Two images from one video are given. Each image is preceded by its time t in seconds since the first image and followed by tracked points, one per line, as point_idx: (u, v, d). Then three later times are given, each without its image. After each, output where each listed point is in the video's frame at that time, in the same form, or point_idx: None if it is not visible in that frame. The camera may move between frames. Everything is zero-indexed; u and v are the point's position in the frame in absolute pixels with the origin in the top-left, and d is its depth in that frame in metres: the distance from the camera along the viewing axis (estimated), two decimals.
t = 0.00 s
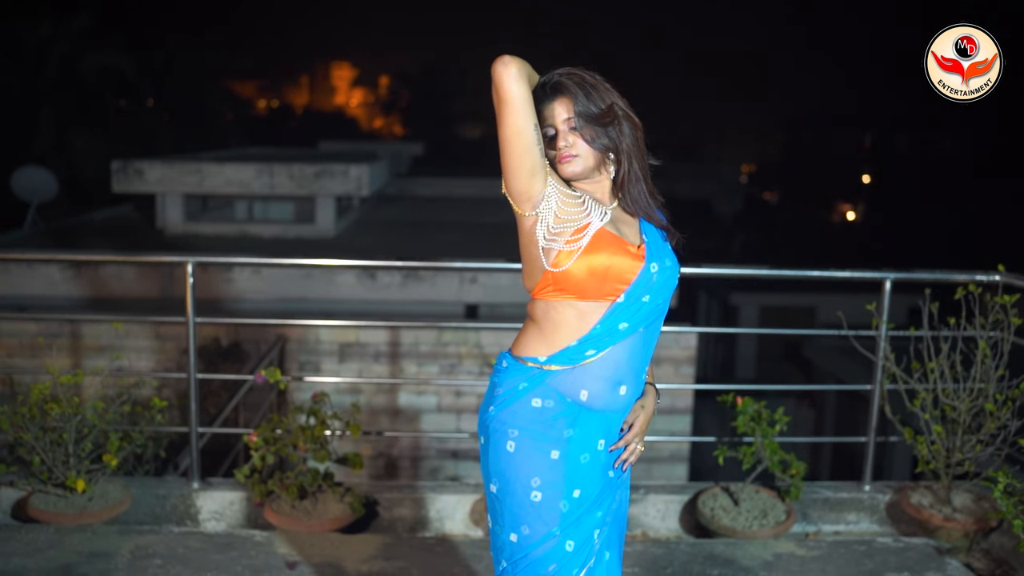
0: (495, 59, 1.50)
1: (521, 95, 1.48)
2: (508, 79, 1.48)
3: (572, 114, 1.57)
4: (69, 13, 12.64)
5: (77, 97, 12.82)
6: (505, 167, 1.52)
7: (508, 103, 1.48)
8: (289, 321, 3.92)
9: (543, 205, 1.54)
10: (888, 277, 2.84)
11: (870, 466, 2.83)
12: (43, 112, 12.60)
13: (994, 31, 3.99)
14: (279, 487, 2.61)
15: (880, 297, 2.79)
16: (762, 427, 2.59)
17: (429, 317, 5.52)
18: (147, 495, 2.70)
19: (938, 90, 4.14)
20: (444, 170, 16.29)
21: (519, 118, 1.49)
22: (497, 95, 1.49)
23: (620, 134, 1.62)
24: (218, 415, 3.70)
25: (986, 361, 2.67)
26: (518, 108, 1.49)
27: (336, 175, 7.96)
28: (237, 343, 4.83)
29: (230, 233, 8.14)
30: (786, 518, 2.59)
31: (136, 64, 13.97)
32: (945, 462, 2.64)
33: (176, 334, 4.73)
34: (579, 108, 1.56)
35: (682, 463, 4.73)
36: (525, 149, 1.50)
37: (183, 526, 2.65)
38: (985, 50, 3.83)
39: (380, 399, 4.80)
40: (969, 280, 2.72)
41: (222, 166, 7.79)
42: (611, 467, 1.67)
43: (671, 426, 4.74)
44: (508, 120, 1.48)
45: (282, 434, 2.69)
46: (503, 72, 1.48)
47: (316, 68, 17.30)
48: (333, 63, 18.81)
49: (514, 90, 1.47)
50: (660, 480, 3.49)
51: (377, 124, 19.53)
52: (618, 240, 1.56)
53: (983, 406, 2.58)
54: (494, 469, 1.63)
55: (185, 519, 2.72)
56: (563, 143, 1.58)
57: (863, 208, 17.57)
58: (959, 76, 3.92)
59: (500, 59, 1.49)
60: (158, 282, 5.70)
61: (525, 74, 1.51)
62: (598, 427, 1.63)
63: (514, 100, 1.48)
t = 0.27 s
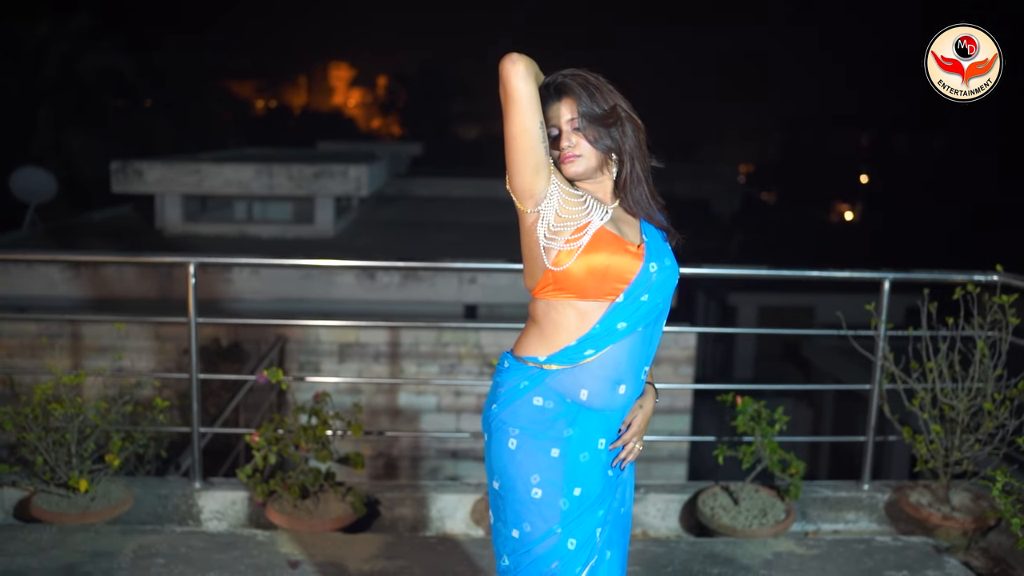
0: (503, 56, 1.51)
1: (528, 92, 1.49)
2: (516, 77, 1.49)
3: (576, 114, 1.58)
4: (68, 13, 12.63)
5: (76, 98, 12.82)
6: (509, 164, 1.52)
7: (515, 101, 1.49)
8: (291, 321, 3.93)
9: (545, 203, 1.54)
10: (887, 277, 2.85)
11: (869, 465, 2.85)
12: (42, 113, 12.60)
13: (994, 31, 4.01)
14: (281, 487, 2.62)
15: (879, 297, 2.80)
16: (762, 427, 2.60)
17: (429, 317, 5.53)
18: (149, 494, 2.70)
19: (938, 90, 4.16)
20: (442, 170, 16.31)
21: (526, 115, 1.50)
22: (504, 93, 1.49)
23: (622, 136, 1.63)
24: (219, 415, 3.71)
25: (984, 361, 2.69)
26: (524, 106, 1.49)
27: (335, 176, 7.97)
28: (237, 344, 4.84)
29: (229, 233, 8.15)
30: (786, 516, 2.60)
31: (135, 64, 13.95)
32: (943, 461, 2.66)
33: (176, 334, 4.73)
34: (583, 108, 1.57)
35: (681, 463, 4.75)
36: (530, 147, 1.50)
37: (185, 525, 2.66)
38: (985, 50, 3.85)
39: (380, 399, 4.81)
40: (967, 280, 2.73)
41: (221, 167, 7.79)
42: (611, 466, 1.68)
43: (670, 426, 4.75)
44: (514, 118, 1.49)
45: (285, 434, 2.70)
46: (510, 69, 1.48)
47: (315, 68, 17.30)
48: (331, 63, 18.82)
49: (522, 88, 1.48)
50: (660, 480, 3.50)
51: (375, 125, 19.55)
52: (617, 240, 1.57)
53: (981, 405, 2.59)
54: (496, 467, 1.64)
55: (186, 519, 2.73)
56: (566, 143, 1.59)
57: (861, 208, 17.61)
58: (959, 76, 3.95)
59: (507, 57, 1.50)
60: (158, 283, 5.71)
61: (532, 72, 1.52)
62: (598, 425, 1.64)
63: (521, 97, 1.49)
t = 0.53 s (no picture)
0: (507, 53, 1.52)
1: (532, 90, 1.50)
2: (520, 75, 1.50)
3: (577, 115, 1.59)
4: (65, 13, 12.62)
5: (73, 97, 12.78)
6: (510, 160, 1.53)
7: (518, 98, 1.50)
8: (292, 321, 3.94)
9: (545, 201, 1.55)
10: (885, 276, 2.87)
11: (866, 463, 2.86)
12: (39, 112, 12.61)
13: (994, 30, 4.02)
14: (283, 486, 2.64)
15: (877, 296, 2.81)
16: (760, 425, 2.62)
17: (428, 316, 5.55)
18: (150, 494, 2.71)
19: (938, 90, 4.19)
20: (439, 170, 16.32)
21: (529, 113, 1.51)
22: (509, 90, 1.50)
23: (623, 137, 1.64)
24: (219, 413, 3.72)
25: (981, 359, 2.70)
26: (527, 104, 1.50)
27: (333, 175, 7.98)
28: (236, 343, 4.84)
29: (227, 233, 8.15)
30: (784, 514, 2.62)
31: (133, 64, 13.94)
32: (940, 459, 2.68)
33: (176, 334, 4.74)
34: (584, 109, 1.58)
35: (678, 462, 4.78)
36: (531, 144, 1.51)
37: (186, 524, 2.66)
38: (984, 50, 3.87)
39: (379, 398, 4.82)
40: (964, 279, 2.74)
41: (219, 166, 7.79)
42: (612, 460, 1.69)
43: (667, 425, 4.77)
44: (517, 115, 1.50)
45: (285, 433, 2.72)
46: (515, 67, 1.49)
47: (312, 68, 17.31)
48: (328, 63, 18.82)
49: (526, 86, 1.49)
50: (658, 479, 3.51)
51: (372, 124, 19.55)
52: (615, 240, 1.58)
53: (978, 404, 2.61)
54: (498, 463, 1.66)
55: (187, 518, 2.73)
56: (567, 143, 1.60)
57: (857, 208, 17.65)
58: (960, 76, 3.97)
59: (512, 54, 1.51)
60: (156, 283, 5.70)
61: (536, 70, 1.53)
62: (597, 421, 1.65)
63: (525, 95, 1.50)
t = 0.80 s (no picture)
0: (506, 54, 1.53)
1: (531, 90, 1.51)
2: (519, 75, 1.51)
3: (575, 115, 1.60)
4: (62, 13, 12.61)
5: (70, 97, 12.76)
6: (507, 160, 1.54)
7: (517, 98, 1.51)
8: (292, 320, 3.95)
9: (541, 201, 1.56)
10: (881, 276, 2.88)
11: (863, 461, 2.88)
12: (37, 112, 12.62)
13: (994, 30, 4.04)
14: (282, 485, 2.64)
15: (873, 295, 2.83)
16: (758, 424, 2.63)
17: (427, 316, 5.56)
18: (150, 493, 2.72)
19: (938, 90, 4.20)
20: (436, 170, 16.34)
21: (527, 113, 1.52)
22: (507, 91, 1.51)
23: (620, 138, 1.65)
24: (218, 412, 3.73)
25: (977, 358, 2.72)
26: (525, 104, 1.51)
27: (331, 175, 7.98)
28: (234, 343, 4.85)
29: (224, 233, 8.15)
30: (781, 512, 2.63)
31: (130, 64, 13.92)
32: (937, 457, 2.69)
33: (175, 334, 4.75)
34: (582, 110, 1.59)
35: (676, 461, 4.80)
36: (529, 144, 1.52)
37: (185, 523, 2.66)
38: (985, 50, 3.89)
39: (377, 398, 4.83)
40: (960, 278, 2.76)
41: (217, 166, 7.80)
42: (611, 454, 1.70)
43: (665, 424, 4.79)
44: (515, 114, 1.51)
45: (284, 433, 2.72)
46: (514, 67, 1.50)
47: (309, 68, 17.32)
48: (325, 63, 18.81)
49: (524, 86, 1.50)
50: (656, 477, 3.52)
51: (369, 124, 19.56)
52: (608, 242, 1.59)
53: (973, 402, 2.63)
54: (499, 460, 1.68)
55: (186, 517, 2.74)
56: (565, 143, 1.61)
57: (854, 208, 17.68)
58: (960, 76, 3.99)
59: (511, 55, 1.52)
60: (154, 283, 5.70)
61: (535, 70, 1.54)
62: (595, 417, 1.65)
63: (523, 95, 1.51)
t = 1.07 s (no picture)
0: (503, 55, 1.54)
1: (525, 93, 1.52)
2: (514, 77, 1.52)
3: (570, 117, 1.61)
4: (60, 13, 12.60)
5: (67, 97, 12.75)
6: (502, 160, 1.55)
7: (512, 100, 1.52)
8: (290, 319, 3.96)
9: (534, 201, 1.56)
10: (877, 275, 2.90)
11: (859, 459, 2.89)
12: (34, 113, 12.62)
13: (993, 30, 4.06)
14: (280, 483, 2.65)
15: (869, 294, 2.84)
16: (754, 422, 2.65)
17: (425, 316, 5.57)
18: (149, 491, 2.73)
19: (938, 90, 4.22)
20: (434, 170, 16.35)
21: (522, 115, 1.53)
22: (503, 92, 1.52)
23: (614, 140, 1.66)
24: (217, 411, 3.74)
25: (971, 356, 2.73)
26: (520, 106, 1.52)
27: (329, 175, 8.00)
28: (233, 342, 4.86)
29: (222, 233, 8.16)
30: (777, 510, 2.65)
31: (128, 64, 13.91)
32: (932, 455, 2.71)
33: (173, 333, 4.75)
34: (577, 111, 1.60)
35: (673, 460, 4.82)
36: (524, 145, 1.53)
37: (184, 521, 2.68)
38: (985, 50, 3.91)
39: (375, 398, 4.85)
40: (955, 277, 2.77)
41: (215, 166, 7.80)
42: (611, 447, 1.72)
43: (662, 423, 4.81)
44: (510, 115, 1.52)
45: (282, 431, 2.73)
46: (510, 71, 1.51)
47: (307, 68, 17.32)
48: (322, 63, 18.80)
49: (519, 89, 1.51)
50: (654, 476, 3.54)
51: (367, 124, 19.57)
52: (596, 245, 1.60)
53: (968, 400, 2.64)
54: (500, 457, 1.70)
55: (186, 515, 2.75)
56: (560, 144, 1.62)
57: (851, 207, 17.72)
58: (959, 76, 4.01)
59: (508, 57, 1.53)
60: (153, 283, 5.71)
61: (531, 73, 1.55)
62: (593, 413, 1.67)
63: (519, 98, 1.52)
